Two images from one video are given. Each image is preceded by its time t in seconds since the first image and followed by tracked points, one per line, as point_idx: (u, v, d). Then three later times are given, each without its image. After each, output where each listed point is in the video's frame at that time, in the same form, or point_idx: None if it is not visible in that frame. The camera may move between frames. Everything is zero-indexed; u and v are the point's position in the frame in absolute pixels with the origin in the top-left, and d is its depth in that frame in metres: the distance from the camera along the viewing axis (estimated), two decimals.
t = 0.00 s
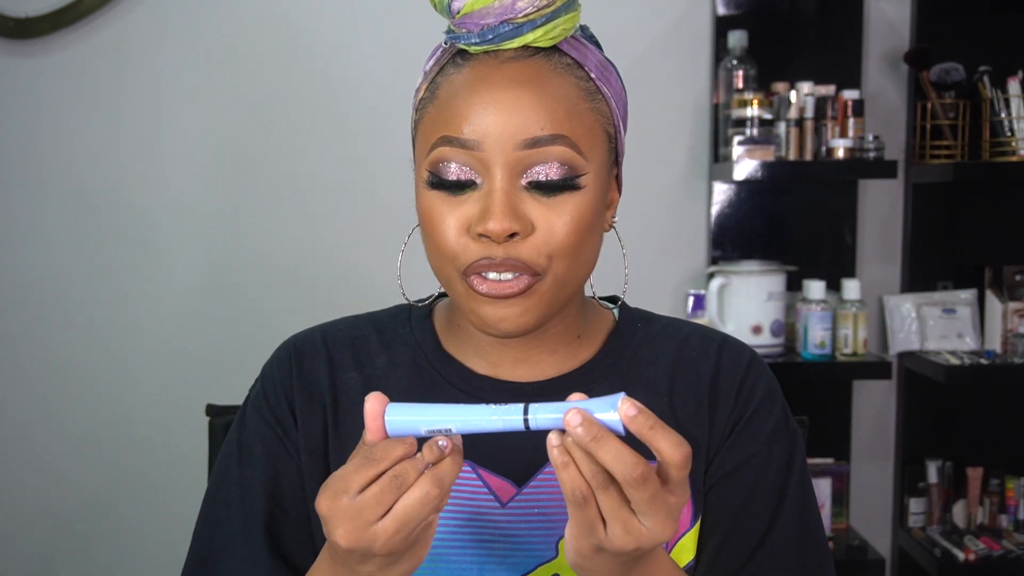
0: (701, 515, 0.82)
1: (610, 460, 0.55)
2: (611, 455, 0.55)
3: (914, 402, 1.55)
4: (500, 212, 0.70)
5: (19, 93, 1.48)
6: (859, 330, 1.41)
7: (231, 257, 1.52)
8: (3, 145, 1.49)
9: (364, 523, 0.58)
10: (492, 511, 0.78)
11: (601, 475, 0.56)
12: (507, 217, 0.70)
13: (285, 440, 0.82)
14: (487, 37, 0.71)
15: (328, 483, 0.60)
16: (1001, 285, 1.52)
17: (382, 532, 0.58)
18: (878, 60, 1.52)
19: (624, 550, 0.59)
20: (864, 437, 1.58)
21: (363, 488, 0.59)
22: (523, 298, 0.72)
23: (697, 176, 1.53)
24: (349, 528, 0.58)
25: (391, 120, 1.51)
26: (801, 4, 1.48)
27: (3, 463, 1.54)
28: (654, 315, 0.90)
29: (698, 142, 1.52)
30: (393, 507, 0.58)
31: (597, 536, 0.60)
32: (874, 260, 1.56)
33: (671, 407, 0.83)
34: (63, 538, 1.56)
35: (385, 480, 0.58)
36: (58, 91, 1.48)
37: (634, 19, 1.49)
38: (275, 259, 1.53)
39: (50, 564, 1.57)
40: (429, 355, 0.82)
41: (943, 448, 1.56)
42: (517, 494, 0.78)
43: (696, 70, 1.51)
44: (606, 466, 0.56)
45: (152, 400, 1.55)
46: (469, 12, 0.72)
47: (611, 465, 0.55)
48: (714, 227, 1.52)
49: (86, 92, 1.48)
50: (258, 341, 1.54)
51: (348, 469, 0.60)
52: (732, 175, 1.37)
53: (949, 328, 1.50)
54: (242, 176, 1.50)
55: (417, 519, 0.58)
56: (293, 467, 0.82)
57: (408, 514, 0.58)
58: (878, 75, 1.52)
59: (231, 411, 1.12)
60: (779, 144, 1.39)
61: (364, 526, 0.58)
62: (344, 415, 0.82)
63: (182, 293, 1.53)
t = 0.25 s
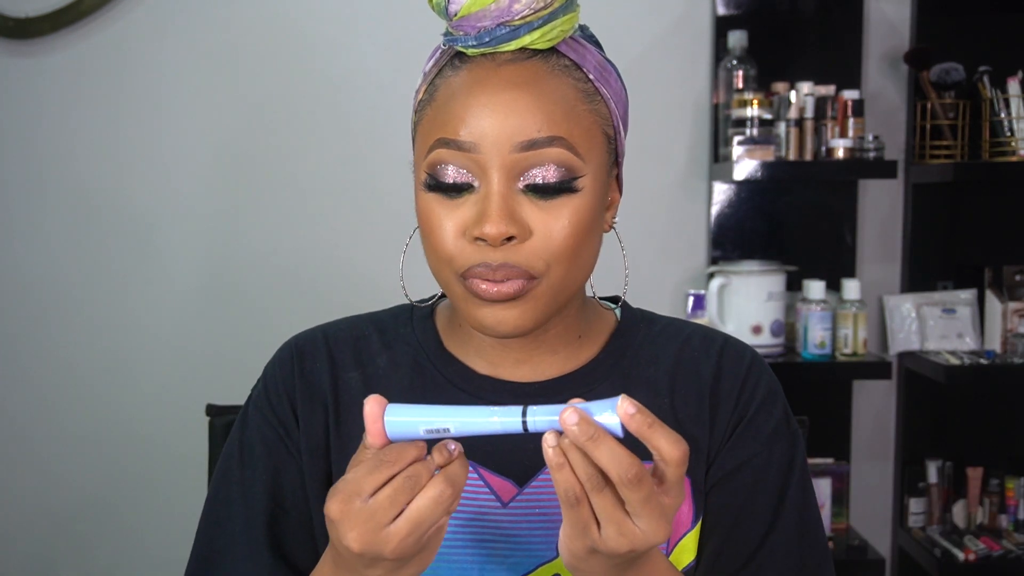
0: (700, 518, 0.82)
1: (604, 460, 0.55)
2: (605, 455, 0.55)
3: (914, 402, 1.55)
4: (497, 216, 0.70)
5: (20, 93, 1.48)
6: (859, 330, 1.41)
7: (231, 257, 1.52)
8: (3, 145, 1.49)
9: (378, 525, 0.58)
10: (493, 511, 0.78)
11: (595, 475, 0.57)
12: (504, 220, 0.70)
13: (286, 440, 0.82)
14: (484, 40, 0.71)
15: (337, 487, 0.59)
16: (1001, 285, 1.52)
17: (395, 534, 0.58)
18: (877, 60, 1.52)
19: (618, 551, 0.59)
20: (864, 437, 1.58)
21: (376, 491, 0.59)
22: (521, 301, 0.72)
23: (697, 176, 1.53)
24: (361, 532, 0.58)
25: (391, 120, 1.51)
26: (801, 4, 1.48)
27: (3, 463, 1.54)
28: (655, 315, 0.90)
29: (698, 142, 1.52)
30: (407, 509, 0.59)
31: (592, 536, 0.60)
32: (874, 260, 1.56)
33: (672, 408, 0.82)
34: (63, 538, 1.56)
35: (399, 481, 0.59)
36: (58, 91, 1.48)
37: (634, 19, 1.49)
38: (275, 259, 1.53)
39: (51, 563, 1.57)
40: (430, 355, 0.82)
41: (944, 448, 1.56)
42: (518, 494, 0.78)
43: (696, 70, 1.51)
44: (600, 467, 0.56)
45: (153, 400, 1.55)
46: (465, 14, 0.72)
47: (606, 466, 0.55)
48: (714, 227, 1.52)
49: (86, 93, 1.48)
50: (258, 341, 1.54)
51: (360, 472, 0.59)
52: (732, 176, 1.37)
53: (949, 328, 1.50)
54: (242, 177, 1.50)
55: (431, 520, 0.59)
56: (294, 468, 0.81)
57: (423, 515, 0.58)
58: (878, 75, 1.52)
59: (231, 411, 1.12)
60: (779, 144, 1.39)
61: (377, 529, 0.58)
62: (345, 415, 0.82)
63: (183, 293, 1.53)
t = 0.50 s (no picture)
0: (699, 517, 0.82)
1: (593, 451, 0.55)
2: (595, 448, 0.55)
3: (914, 402, 1.55)
4: (509, 220, 0.70)
5: (20, 93, 1.48)
6: (859, 330, 1.41)
7: (231, 257, 1.52)
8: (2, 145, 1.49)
9: (407, 539, 0.58)
10: (492, 510, 0.78)
11: (586, 473, 0.56)
12: (516, 225, 0.70)
13: (285, 438, 0.82)
14: (493, 42, 0.71)
15: (364, 501, 0.59)
16: (1001, 285, 1.52)
17: (424, 548, 0.59)
18: (877, 60, 1.52)
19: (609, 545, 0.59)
20: (863, 437, 1.58)
21: (405, 505, 0.59)
22: (530, 306, 0.71)
23: (697, 176, 1.53)
24: (392, 548, 0.58)
25: (391, 120, 1.51)
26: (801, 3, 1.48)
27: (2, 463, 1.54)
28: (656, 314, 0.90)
29: (698, 143, 1.52)
30: (437, 523, 0.59)
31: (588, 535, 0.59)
32: (874, 260, 1.56)
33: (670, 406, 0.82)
34: (63, 538, 1.56)
35: (428, 497, 0.58)
36: (58, 91, 1.48)
37: (634, 19, 1.49)
38: (275, 259, 1.53)
39: (50, 564, 1.57)
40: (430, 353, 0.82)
41: (943, 447, 1.56)
42: (517, 493, 0.78)
43: (696, 70, 1.51)
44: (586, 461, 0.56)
45: (153, 400, 1.55)
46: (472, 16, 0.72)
47: (595, 458, 0.55)
48: (714, 227, 1.52)
49: (86, 92, 1.48)
50: (258, 341, 1.54)
51: (388, 487, 0.58)
52: (732, 176, 1.37)
53: (949, 328, 1.50)
54: (242, 176, 1.50)
55: (460, 533, 0.59)
56: (293, 466, 0.81)
57: (453, 529, 0.59)
58: (878, 75, 1.52)
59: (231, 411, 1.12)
60: (779, 144, 1.39)
61: (407, 543, 0.58)
62: (344, 414, 0.82)
63: (183, 293, 1.53)
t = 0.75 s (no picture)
0: (697, 526, 0.81)
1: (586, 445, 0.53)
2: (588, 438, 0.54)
3: (914, 402, 1.55)
4: (511, 201, 0.70)
5: (20, 93, 1.48)
6: (859, 330, 1.41)
7: (231, 257, 1.52)
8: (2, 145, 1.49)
9: None
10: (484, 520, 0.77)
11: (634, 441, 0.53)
12: (519, 205, 0.70)
13: (275, 450, 0.82)
14: (493, 28, 0.72)
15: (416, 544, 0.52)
16: (1001, 285, 1.52)
17: None
18: (878, 60, 1.51)
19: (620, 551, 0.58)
20: (863, 437, 1.59)
21: (461, 553, 0.51)
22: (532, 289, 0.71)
23: (697, 176, 1.53)
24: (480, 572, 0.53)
25: (391, 120, 1.51)
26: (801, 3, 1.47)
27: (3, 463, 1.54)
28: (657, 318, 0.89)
29: (698, 142, 1.52)
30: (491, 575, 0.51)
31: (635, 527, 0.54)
32: (873, 260, 1.56)
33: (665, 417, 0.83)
34: (63, 538, 1.56)
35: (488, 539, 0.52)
36: (58, 91, 1.48)
37: (634, 19, 1.49)
38: (275, 259, 1.53)
39: (51, 563, 1.57)
40: (420, 358, 0.82)
41: (943, 447, 1.56)
42: (510, 504, 0.77)
43: (696, 70, 1.51)
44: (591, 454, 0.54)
45: (153, 400, 1.55)
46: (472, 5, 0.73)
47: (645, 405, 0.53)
48: (714, 227, 1.52)
49: (86, 92, 1.48)
50: (258, 340, 1.54)
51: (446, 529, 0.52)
52: (732, 175, 1.36)
53: (949, 328, 1.50)
54: (242, 176, 1.50)
55: None
56: (283, 478, 0.81)
57: None
58: (878, 75, 1.52)
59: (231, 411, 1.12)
60: (779, 144, 1.39)
61: None
62: (334, 424, 0.82)
63: (183, 293, 1.53)
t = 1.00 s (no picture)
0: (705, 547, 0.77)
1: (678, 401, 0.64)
2: (680, 390, 0.65)
3: (914, 402, 1.55)
4: (496, 174, 0.70)
5: (20, 93, 1.48)
6: (859, 330, 1.41)
7: (231, 258, 1.52)
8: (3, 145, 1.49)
9: None
10: (467, 552, 0.72)
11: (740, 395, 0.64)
12: (503, 178, 0.70)
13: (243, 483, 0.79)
14: (475, 6, 0.72)
15: None
16: (1001, 285, 1.52)
17: None
18: (877, 60, 1.51)
19: (703, 521, 0.63)
20: (864, 437, 1.59)
21: None
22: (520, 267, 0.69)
23: (697, 176, 1.53)
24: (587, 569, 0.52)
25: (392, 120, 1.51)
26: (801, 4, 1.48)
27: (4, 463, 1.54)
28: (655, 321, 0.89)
29: (698, 142, 1.52)
30: None
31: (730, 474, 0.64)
32: (873, 260, 1.56)
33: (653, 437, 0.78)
34: (63, 538, 1.56)
35: None
36: (58, 91, 1.48)
37: (634, 19, 1.49)
38: (275, 259, 1.53)
39: (50, 563, 1.57)
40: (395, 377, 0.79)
41: (944, 447, 1.56)
42: (495, 534, 0.73)
43: (696, 70, 1.51)
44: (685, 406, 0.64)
45: (152, 401, 1.55)
46: None
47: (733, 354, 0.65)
48: (714, 227, 1.53)
49: (86, 92, 1.48)
50: (258, 341, 1.54)
51: None
52: (733, 175, 1.36)
53: (949, 328, 1.50)
54: (241, 176, 1.50)
55: None
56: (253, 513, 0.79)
57: None
58: (878, 75, 1.52)
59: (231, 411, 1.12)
60: (779, 144, 1.39)
61: None
62: (304, 453, 0.78)
63: (183, 293, 1.53)
